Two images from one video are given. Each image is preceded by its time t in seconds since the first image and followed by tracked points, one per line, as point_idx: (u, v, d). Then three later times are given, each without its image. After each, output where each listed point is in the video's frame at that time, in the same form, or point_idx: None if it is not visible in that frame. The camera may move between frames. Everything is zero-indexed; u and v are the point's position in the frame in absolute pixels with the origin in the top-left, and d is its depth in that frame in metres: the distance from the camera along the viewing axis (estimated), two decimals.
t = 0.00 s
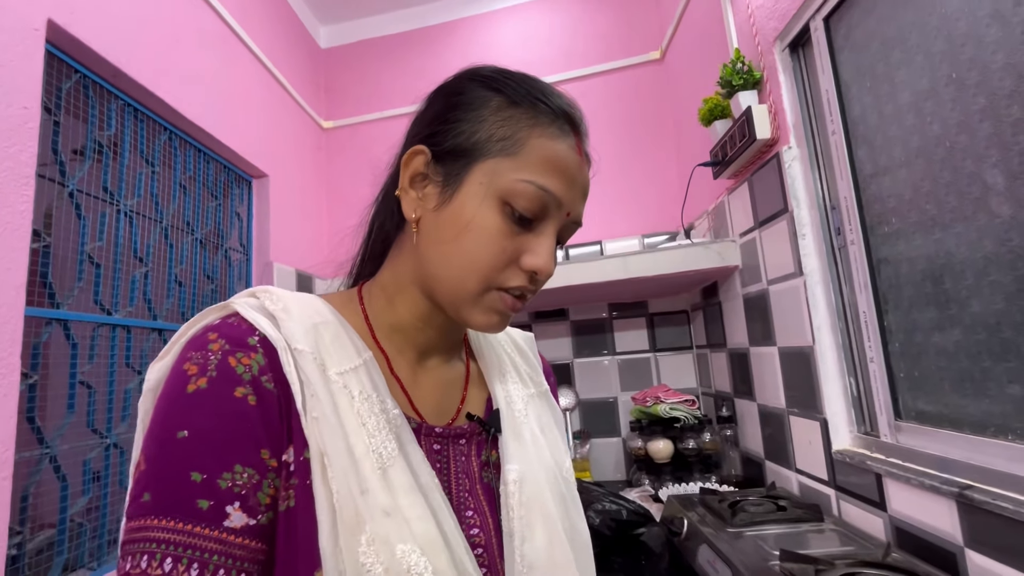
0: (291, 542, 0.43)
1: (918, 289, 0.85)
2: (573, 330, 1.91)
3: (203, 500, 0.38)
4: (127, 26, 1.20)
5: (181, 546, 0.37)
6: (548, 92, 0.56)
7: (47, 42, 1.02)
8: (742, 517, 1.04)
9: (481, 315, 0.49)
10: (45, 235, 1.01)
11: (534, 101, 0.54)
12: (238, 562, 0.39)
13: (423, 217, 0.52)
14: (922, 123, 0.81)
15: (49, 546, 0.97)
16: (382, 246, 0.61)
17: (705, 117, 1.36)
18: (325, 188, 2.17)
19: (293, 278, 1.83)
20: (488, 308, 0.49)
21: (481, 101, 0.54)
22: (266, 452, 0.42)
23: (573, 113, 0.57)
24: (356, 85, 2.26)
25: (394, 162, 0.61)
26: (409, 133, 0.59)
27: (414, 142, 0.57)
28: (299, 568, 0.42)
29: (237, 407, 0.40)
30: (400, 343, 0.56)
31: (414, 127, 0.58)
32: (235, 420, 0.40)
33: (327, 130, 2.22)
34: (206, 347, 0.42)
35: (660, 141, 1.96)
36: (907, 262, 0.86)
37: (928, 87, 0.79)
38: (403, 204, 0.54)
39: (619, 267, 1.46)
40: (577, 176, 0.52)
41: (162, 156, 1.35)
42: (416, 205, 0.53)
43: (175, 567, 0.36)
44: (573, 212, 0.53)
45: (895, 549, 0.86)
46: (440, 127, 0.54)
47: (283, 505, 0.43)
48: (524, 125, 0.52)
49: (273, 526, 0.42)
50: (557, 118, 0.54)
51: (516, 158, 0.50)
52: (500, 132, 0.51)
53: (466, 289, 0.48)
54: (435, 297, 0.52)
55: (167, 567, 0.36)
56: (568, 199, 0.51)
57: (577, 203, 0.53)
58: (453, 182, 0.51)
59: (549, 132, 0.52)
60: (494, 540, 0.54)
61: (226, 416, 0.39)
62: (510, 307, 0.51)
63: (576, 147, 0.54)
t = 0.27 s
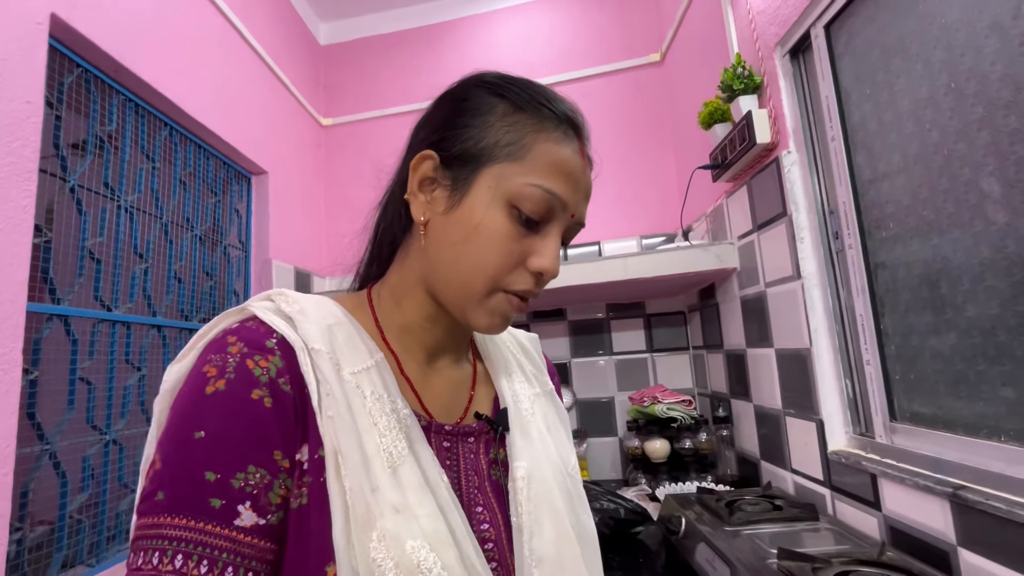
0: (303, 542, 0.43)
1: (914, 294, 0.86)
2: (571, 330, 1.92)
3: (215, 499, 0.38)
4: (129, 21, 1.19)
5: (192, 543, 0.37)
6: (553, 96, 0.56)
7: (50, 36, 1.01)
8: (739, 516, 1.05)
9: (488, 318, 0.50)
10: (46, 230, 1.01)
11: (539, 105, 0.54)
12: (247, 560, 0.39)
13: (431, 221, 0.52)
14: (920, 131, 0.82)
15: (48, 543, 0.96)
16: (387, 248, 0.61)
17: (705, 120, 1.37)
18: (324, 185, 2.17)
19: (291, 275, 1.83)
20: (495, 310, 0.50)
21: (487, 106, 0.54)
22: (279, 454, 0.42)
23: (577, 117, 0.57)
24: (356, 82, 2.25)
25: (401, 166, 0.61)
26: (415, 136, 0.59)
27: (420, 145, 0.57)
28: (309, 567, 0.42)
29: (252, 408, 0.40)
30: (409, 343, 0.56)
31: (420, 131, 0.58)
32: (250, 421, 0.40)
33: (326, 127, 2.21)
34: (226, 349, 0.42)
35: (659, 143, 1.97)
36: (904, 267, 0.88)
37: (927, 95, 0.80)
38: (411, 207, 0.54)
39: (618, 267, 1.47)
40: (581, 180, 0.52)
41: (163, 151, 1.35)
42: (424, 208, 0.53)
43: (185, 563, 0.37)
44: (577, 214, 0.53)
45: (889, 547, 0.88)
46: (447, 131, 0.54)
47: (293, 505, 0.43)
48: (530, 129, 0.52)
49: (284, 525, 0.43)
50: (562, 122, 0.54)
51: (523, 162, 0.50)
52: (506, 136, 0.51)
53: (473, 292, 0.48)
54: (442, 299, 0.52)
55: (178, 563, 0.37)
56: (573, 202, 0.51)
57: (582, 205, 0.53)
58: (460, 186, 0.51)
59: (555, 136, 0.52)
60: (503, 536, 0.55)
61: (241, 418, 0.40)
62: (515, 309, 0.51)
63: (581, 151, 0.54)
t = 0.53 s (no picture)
0: (317, 533, 0.44)
1: (902, 295, 0.89)
2: (564, 328, 1.93)
3: (236, 493, 0.39)
4: (124, 11, 1.18)
5: (214, 537, 0.38)
6: (560, 99, 0.56)
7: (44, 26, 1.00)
8: (730, 512, 1.08)
9: (496, 315, 0.50)
10: (39, 222, 1.00)
11: (547, 107, 0.55)
12: (268, 552, 0.40)
13: (441, 220, 0.53)
14: (911, 137, 0.85)
15: (40, 538, 0.96)
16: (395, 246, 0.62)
17: (700, 122, 1.39)
18: (317, 180, 2.16)
19: (284, 270, 1.82)
20: (503, 308, 0.50)
21: (496, 107, 0.55)
22: (295, 448, 0.43)
23: (584, 119, 0.58)
24: (350, 77, 2.24)
25: (409, 165, 0.61)
26: (424, 136, 0.60)
27: (429, 145, 0.58)
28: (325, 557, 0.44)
29: (269, 404, 0.41)
30: (416, 340, 0.57)
31: (429, 131, 0.59)
32: (267, 417, 0.41)
33: (320, 121, 2.20)
34: (240, 347, 0.43)
35: (653, 143, 1.99)
36: (893, 269, 0.90)
37: (917, 102, 0.83)
38: (421, 207, 0.55)
39: (613, 266, 1.48)
40: (588, 181, 0.53)
41: (157, 144, 1.33)
42: (433, 207, 0.54)
43: (208, 557, 0.37)
44: (584, 214, 0.54)
45: (875, 541, 0.90)
46: (456, 132, 0.55)
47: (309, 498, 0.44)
48: (538, 131, 0.53)
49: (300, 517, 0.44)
50: (569, 125, 0.55)
51: (532, 163, 0.51)
52: (516, 137, 0.52)
53: (482, 289, 0.49)
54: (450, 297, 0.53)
55: (200, 558, 0.37)
56: (580, 202, 0.52)
57: (588, 206, 0.54)
58: (469, 186, 0.52)
59: (563, 139, 0.53)
60: (508, 530, 0.56)
61: (259, 414, 0.41)
62: (523, 306, 0.52)
63: (588, 153, 0.55)
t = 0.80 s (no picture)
0: (340, 518, 0.45)
1: (893, 294, 0.91)
2: (558, 325, 1.94)
3: (263, 475, 0.39)
4: None
5: (244, 518, 0.38)
6: (572, 93, 0.57)
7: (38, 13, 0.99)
8: (722, 505, 1.09)
9: (505, 304, 0.51)
10: (32, 212, 0.98)
11: (559, 101, 0.56)
12: (295, 533, 0.40)
13: (453, 210, 0.54)
14: (903, 140, 0.87)
15: (32, 532, 0.95)
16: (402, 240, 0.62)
17: (695, 121, 1.40)
18: (311, 174, 2.14)
19: (278, 264, 1.81)
20: (513, 297, 0.51)
21: (509, 99, 0.55)
22: (316, 431, 0.44)
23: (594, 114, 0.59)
24: (345, 70, 2.23)
25: (417, 156, 0.62)
26: (434, 126, 0.60)
27: (440, 135, 0.58)
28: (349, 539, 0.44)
29: (290, 388, 0.42)
30: (426, 330, 0.58)
31: (439, 121, 0.59)
32: (288, 400, 0.42)
33: (314, 115, 2.18)
34: (257, 333, 0.44)
35: (648, 142, 2.00)
36: (884, 269, 0.93)
37: (910, 106, 0.85)
38: (432, 197, 0.56)
39: (608, 263, 1.49)
40: (597, 174, 0.54)
41: (151, 135, 1.32)
42: (445, 198, 0.55)
43: (238, 538, 0.38)
44: (592, 207, 0.55)
45: (863, 534, 0.93)
46: (468, 123, 0.55)
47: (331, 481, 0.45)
48: (550, 124, 0.54)
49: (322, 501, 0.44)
50: (580, 118, 0.56)
51: (543, 156, 0.52)
52: (528, 129, 0.53)
53: (493, 279, 0.50)
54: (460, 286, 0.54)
55: (231, 539, 0.38)
56: (589, 195, 0.53)
57: (597, 198, 0.55)
58: (482, 177, 0.52)
59: (574, 132, 0.54)
60: (518, 521, 0.56)
61: (281, 397, 0.41)
62: (532, 296, 0.53)
63: (597, 147, 0.56)
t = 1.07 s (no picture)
0: (341, 519, 0.44)
1: (883, 294, 0.93)
2: (550, 322, 1.95)
3: (253, 481, 0.39)
4: None
5: (231, 524, 0.38)
6: (573, 89, 0.57)
7: None
8: (714, 501, 1.11)
9: (510, 302, 0.52)
10: (18, 203, 0.96)
11: (561, 98, 0.56)
12: (283, 541, 0.40)
13: (455, 209, 0.54)
14: (895, 143, 0.88)
15: (16, 531, 0.93)
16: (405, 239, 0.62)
17: (690, 121, 1.41)
18: (302, 168, 2.11)
19: (268, 259, 1.78)
20: (517, 296, 0.52)
21: (511, 97, 0.55)
22: (314, 437, 0.43)
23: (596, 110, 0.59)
24: (336, 63, 2.20)
25: (418, 153, 0.61)
26: (435, 124, 0.60)
27: (441, 132, 0.58)
28: (347, 546, 0.43)
29: (289, 392, 0.42)
30: (429, 329, 0.57)
31: (439, 119, 0.59)
32: (285, 405, 0.41)
33: (305, 108, 2.15)
34: (261, 336, 0.44)
35: (641, 140, 2.01)
36: (875, 269, 0.94)
37: (903, 110, 0.86)
38: (434, 195, 0.55)
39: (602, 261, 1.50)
40: (600, 171, 0.54)
41: (139, 125, 1.29)
42: (447, 196, 0.54)
43: (225, 544, 0.37)
44: (596, 204, 0.55)
45: (851, 528, 0.95)
46: (471, 121, 0.55)
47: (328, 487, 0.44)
48: (553, 121, 0.54)
49: (319, 507, 0.43)
50: (582, 115, 0.56)
51: (547, 153, 0.52)
52: (531, 127, 0.53)
53: (497, 277, 0.50)
54: (463, 285, 0.54)
55: (217, 545, 0.37)
56: (593, 192, 0.54)
57: (599, 195, 0.56)
58: (485, 175, 0.52)
59: (577, 129, 0.54)
60: (524, 518, 0.57)
61: (279, 402, 0.41)
62: (535, 294, 0.53)
63: (600, 144, 0.56)
